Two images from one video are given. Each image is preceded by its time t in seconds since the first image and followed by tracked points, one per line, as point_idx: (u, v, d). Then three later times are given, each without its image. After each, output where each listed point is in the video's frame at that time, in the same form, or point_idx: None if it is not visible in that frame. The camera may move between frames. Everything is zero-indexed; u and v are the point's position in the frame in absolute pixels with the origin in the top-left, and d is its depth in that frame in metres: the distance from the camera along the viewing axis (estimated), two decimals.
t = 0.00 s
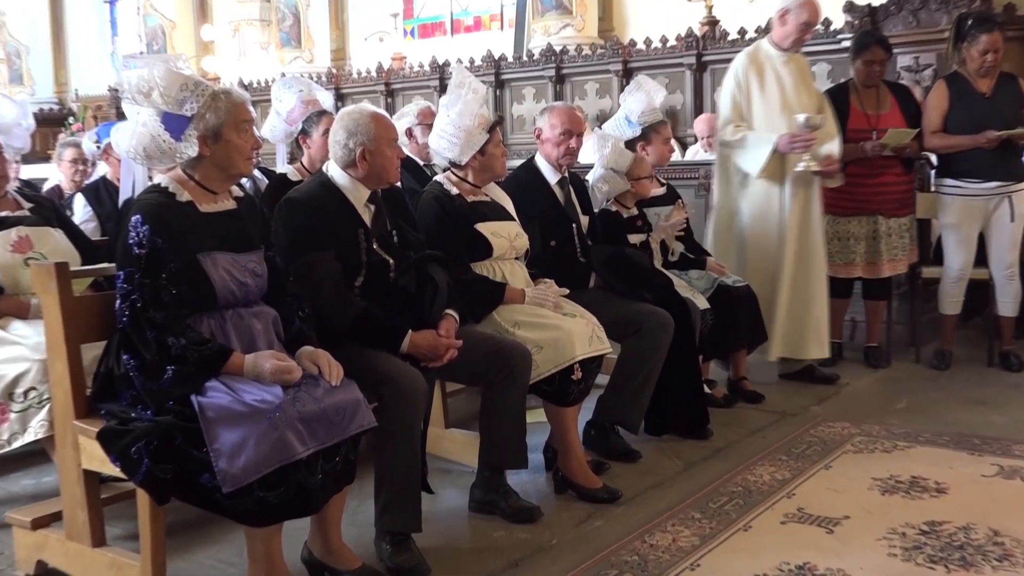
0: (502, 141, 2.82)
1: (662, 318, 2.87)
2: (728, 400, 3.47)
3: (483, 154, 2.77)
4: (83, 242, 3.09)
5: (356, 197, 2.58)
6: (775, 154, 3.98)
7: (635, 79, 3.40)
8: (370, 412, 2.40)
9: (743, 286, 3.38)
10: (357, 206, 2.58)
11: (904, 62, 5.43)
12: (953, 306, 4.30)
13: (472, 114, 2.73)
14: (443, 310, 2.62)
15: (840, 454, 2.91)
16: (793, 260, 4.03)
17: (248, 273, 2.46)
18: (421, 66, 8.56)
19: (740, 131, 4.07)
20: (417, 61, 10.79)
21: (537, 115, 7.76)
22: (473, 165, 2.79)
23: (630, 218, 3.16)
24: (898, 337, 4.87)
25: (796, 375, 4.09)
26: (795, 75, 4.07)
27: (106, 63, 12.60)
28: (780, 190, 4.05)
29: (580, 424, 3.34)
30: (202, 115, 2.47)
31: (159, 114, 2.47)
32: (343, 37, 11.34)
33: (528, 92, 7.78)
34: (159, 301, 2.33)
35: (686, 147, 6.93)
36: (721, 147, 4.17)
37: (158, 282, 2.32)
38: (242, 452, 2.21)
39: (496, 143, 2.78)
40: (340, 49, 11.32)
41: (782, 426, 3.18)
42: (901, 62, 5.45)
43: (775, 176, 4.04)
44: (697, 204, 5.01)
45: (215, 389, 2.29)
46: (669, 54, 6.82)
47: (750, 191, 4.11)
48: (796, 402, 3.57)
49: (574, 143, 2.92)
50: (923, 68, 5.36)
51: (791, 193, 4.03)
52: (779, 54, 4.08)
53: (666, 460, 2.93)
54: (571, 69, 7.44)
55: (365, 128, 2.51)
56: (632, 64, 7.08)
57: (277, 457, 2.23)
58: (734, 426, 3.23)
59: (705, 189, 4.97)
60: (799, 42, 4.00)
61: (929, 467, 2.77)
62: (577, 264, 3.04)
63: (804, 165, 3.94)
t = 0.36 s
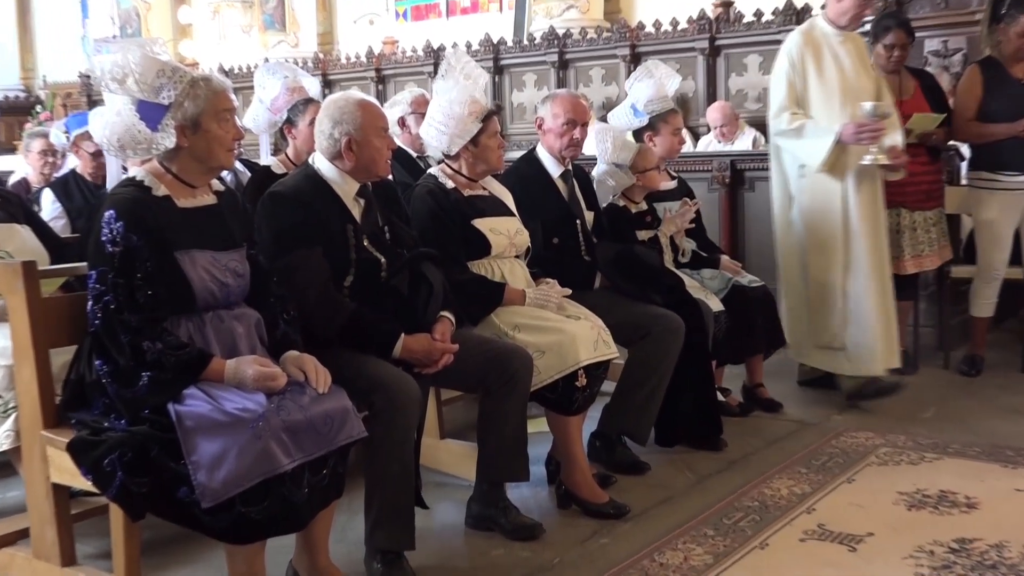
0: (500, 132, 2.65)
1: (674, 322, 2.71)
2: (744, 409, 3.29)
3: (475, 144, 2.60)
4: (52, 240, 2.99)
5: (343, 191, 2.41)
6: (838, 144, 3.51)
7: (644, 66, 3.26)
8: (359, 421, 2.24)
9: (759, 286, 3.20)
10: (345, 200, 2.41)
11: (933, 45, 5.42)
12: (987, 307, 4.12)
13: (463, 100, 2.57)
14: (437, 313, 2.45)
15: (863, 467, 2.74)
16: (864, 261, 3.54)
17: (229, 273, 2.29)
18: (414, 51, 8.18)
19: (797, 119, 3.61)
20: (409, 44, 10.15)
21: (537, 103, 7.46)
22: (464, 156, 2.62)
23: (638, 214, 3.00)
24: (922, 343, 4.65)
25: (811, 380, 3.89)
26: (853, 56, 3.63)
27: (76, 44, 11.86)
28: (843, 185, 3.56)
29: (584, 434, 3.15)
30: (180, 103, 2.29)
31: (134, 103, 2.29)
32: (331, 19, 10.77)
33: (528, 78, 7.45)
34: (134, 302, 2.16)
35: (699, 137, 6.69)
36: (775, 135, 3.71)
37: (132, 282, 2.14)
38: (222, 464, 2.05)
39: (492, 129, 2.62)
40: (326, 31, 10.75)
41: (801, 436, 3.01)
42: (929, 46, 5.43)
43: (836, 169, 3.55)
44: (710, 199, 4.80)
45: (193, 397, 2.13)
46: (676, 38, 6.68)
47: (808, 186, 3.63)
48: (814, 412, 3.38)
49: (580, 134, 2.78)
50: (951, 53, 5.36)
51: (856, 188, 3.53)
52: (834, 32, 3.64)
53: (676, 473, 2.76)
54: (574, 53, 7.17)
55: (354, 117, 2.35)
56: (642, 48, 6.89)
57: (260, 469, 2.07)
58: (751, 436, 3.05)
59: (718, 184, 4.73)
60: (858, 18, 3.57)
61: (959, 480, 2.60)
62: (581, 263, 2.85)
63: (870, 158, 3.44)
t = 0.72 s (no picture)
0: (497, 121, 2.48)
1: (685, 325, 2.56)
2: (761, 418, 3.11)
3: (471, 135, 2.45)
4: (22, 237, 2.83)
5: (331, 184, 2.26)
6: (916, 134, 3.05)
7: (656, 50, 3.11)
8: (348, 431, 2.09)
9: (776, 287, 3.00)
10: (333, 194, 2.26)
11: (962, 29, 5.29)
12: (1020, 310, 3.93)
13: (457, 88, 2.44)
14: (432, 316, 2.30)
15: (887, 480, 2.58)
16: (930, 273, 3.12)
17: (210, 274, 2.11)
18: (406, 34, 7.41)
19: (869, 107, 3.13)
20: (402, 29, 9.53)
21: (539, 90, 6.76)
22: (460, 147, 2.47)
23: (648, 209, 2.85)
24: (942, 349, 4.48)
25: (829, 387, 3.69)
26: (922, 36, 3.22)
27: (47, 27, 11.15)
28: (917, 181, 3.11)
29: (589, 445, 2.98)
30: (155, 91, 2.13)
31: (107, 90, 2.13)
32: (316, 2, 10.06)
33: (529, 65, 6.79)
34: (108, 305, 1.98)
35: (711, 128, 6.19)
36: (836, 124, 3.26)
37: (105, 284, 1.97)
38: (202, 478, 1.89)
39: (490, 120, 2.46)
40: (313, 14, 10.05)
41: (821, 447, 2.84)
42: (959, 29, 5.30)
43: (913, 163, 3.10)
44: (725, 194, 4.62)
45: (171, 406, 1.97)
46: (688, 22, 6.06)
47: (877, 184, 3.17)
48: (833, 423, 3.17)
49: (582, 123, 2.63)
50: (983, 37, 5.22)
51: (932, 184, 3.09)
52: (902, 9, 3.20)
53: (688, 487, 2.60)
54: (578, 36, 6.53)
55: (337, 105, 2.20)
56: (650, 31, 6.25)
57: (242, 483, 1.91)
58: (769, 448, 2.88)
59: (733, 176, 4.56)
60: None
61: (992, 495, 2.44)
62: (587, 262, 2.70)
63: (952, 149, 3.01)
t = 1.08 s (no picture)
0: (495, 110, 2.35)
1: (697, 325, 2.44)
2: (779, 428, 2.94)
3: (467, 125, 2.31)
4: None
5: (318, 178, 2.12)
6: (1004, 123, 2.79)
7: (667, 35, 2.98)
8: (337, 442, 1.93)
9: (795, 288, 2.87)
10: (319, 189, 2.12)
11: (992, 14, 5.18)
12: None
13: (452, 74, 2.30)
14: (427, 318, 2.15)
15: (912, 495, 2.43)
16: (1013, 272, 2.90)
17: (187, 274, 1.93)
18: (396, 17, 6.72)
19: (954, 91, 2.83)
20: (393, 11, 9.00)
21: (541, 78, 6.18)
22: (455, 138, 2.33)
23: (657, 204, 2.71)
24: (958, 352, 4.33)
25: (850, 395, 3.50)
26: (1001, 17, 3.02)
27: None
28: (1001, 174, 2.88)
29: (595, 457, 2.80)
30: (130, 78, 1.98)
31: (79, 78, 1.97)
32: None
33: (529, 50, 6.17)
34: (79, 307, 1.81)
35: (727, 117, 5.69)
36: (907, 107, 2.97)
37: (75, 285, 1.81)
38: (179, 494, 1.75)
39: (488, 109, 2.33)
40: None
41: (840, 460, 2.69)
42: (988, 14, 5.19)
43: (1001, 153, 2.87)
44: (740, 188, 4.31)
45: (147, 416, 1.82)
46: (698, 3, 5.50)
47: (957, 178, 2.91)
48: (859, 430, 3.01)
49: (586, 112, 2.51)
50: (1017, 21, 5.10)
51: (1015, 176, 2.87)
52: None
53: (701, 502, 2.45)
54: (582, 20, 5.91)
55: (313, 90, 2.08)
56: (659, 12, 5.63)
57: (222, 500, 1.77)
58: (787, 461, 2.73)
59: (749, 170, 4.25)
60: None
61: None
62: (593, 260, 2.57)
63: None
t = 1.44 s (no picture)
0: (492, 100, 2.23)
1: (708, 333, 2.30)
2: (797, 439, 2.79)
3: (462, 115, 2.20)
4: None
5: (302, 171, 1.98)
6: None
7: (680, 19, 2.85)
8: (324, 454, 1.79)
9: (814, 290, 2.74)
10: (303, 182, 1.98)
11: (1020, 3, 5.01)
12: None
13: (446, 61, 2.18)
14: (420, 321, 2.02)
15: (939, 510, 2.29)
16: None
17: (163, 274, 1.78)
18: None
19: None
20: None
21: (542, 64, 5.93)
22: (449, 129, 2.21)
23: (666, 199, 2.57)
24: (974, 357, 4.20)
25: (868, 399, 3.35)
26: None
27: None
28: None
29: (600, 471, 2.65)
30: (103, 65, 1.79)
31: (46, 65, 1.79)
32: None
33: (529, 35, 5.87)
34: (48, 312, 1.65)
35: (741, 106, 5.32)
36: (1011, 91, 2.38)
37: (43, 288, 1.65)
38: (155, 511, 1.61)
39: (485, 100, 2.21)
40: None
41: (861, 474, 2.55)
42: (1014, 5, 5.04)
43: None
44: (754, 181, 4.15)
45: (120, 426, 1.67)
46: None
47: None
48: (883, 439, 2.86)
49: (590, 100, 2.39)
50: None
51: None
52: None
53: (714, 519, 2.32)
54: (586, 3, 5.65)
55: (280, 74, 1.96)
56: None
57: (200, 517, 1.63)
58: (804, 474, 2.59)
59: (765, 163, 4.09)
60: None
61: None
62: (597, 260, 2.44)
63: None
